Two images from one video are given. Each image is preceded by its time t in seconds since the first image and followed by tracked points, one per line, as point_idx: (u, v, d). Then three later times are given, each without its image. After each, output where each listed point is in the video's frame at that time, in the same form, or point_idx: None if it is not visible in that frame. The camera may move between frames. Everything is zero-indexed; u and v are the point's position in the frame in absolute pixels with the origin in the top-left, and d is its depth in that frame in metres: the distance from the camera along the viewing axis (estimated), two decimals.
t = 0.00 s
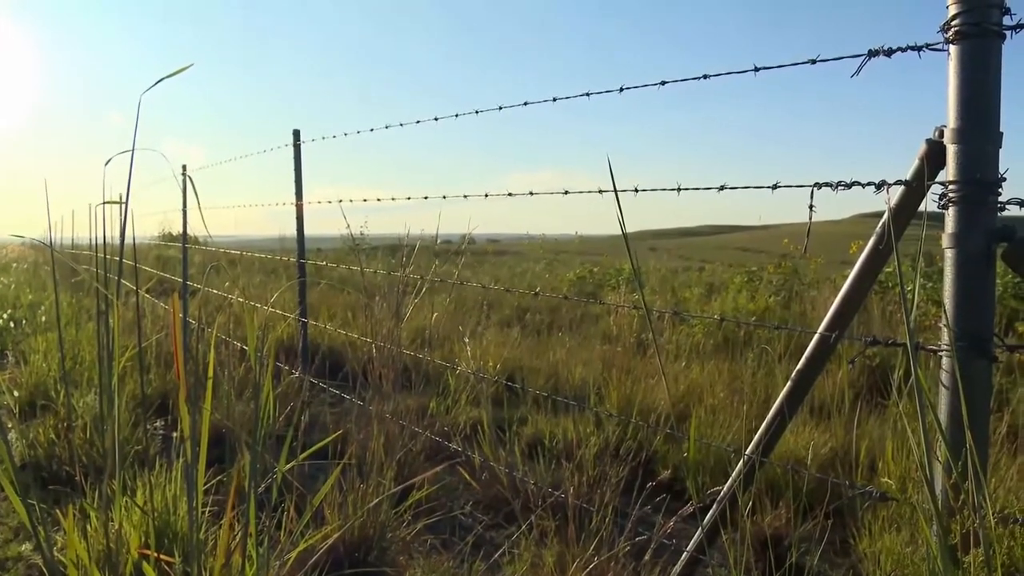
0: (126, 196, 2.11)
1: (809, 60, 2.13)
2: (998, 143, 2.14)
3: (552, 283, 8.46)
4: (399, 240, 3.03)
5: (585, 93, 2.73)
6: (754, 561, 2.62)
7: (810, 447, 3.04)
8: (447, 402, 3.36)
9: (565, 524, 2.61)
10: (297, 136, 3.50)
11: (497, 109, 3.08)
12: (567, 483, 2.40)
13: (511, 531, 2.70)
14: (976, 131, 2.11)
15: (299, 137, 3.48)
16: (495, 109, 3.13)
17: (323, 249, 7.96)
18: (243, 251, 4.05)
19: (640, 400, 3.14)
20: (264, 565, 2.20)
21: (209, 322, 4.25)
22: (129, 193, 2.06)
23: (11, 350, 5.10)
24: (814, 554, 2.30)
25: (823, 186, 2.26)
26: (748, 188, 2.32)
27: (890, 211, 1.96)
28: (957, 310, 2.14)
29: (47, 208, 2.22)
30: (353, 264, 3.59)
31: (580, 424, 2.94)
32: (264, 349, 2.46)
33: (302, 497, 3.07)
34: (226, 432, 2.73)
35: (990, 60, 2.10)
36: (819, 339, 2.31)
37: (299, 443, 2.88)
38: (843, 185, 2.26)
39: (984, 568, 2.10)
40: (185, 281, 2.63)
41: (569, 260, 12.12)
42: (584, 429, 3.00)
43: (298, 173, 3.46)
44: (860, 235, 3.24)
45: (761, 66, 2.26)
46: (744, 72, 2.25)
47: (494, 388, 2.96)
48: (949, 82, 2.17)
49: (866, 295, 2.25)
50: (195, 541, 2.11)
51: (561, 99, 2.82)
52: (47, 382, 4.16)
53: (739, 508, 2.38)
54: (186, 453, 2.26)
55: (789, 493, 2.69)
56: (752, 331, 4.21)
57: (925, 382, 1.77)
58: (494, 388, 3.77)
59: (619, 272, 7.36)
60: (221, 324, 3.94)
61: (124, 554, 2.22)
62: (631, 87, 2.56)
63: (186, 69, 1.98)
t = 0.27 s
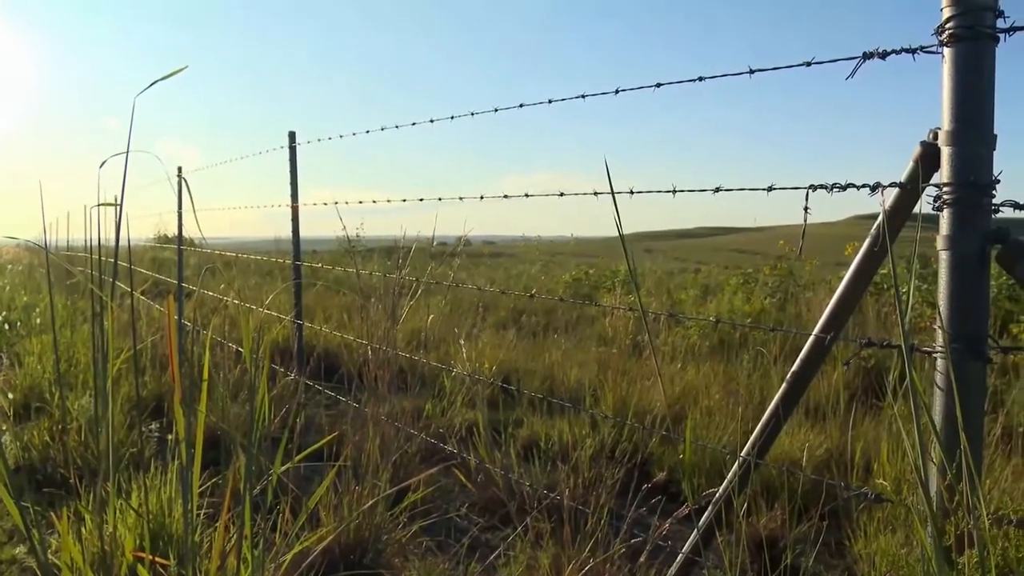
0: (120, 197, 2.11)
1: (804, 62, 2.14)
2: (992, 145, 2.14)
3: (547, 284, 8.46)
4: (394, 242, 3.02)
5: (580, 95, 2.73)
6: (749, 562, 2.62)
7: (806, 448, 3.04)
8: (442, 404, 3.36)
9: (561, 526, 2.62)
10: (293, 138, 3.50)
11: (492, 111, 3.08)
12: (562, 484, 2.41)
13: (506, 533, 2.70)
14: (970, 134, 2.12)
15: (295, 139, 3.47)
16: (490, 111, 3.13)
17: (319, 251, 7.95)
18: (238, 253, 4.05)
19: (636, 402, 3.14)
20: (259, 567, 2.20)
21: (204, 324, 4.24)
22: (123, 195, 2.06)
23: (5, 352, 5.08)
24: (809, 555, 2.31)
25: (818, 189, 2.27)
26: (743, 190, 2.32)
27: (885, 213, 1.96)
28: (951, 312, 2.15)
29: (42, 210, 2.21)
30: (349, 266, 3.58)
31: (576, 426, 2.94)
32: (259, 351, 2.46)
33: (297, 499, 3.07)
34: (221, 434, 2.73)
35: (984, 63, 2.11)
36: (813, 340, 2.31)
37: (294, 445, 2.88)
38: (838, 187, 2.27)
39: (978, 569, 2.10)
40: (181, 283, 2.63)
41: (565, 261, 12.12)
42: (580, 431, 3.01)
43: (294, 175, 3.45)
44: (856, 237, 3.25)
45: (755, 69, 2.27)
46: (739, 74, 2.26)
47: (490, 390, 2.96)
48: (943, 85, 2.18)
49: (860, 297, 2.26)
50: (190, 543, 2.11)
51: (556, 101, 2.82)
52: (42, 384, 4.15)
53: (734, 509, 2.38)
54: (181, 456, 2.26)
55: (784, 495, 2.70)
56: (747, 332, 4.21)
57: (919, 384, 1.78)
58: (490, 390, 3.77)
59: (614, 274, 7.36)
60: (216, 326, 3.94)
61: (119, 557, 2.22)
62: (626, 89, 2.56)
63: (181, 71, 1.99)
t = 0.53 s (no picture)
0: (115, 197, 2.10)
1: (799, 62, 2.14)
2: (986, 146, 2.15)
3: (543, 285, 8.45)
4: (390, 242, 3.02)
5: (576, 96, 2.74)
6: (745, 562, 2.63)
7: (801, 449, 3.05)
8: (438, 404, 3.35)
9: (557, 526, 2.62)
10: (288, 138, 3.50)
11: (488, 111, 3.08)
12: (558, 485, 2.41)
13: (502, 533, 2.69)
14: (964, 134, 2.12)
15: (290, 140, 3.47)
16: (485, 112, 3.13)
17: (315, 251, 7.93)
18: (234, 253, 4.04)
19: (632, 402, 3.14)
20: (255, 568, 2.19)
21: (199, 325, 4.23)
22: (118, 196, 2.05)
23: None
24: (804, 555, 2.31)
25: (813, 189, 2.27)
26: (739, 190, 2.32)
27: (880, 213, 1.96)
28: (946, 312, 2.15)
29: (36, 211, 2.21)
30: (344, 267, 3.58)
31: (571, 427, 2.94)
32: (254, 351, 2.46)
33: (293, 499, 3.06)
34: (216, 435, 2.72)
35: (978, 64, 2.12)
36: (809, 340, 2.31)
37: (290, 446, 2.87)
38: (834, 187, 2.28)
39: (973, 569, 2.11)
40: (176, 283, 2.62)
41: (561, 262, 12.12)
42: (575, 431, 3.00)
43: (289, 176, 3.45)
44: (851, 238, 3.25)
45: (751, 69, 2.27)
46: (735, 74, 2.26)
47: (486, 390, 2.96)
48: (937, 86, 2.18)
49: (855, 298, 2.26)
50: (184, 544, 2.11)
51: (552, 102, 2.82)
52: (37, 385, 4.13)
53: (729, 509, 2.38)
54: (176, 456, 2.25)
55: (779, 495, 2.70)
56: (743, 332, 4.21)
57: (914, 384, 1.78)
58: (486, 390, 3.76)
59: (610, 274, 7.36)
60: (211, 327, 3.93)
61: (114, 557, 2.21)
62: (622, 89, 2.56)
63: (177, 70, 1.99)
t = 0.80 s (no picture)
0: (108, 199, 2.10)
1: (793, 64, 2.15)
2: (978, 148, 2.15)
3: (537, 287, 8.45)
4: (383, 244, 3.02)
5: (570, 98, 2.74)
6: (738, 564, 2.63)
7: (795, 450, 3.05)
8: (432, 406, 3.35)
9: (550, 528, 2.62)
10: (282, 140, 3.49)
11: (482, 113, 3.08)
12: (551, 487, 2.41)
13: (496, 535, 2.69)
14: (957, 137, 2.13)
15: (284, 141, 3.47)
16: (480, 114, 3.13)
17: (309, 253, 7.90)
18: (227, 255, 4.03)
19: (625, 404, 3.14)
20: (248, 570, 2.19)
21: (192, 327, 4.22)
22: (111, 198, 2.05)
23: None
24: (798, 556, 2.31)
25: (807, 191, 2.28)
26: (732, 192, 2.33)
27: (873, 215, 1.97)
28: (938, 314, 2.16)
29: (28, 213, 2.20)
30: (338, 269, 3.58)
31: (565, 429, 2.94)
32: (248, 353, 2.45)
33: (286, 502, 3.06)
34: (210, 438, 2.72)
35: (971, 66, 2.12)
36: (802, 342, 2.32)
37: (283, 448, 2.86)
38: (826, 189, 2.28)
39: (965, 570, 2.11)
40: (169, 285, 2.61)
41: (555, 263, 12.12)
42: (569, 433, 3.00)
43: (283, 178, 3.44)
44: (844, 240, 3.26)
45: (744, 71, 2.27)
46: (729, 76, 2.27)
47: (480, 392, 2.95)
48: (930, 88, 2.19)
49: (848, 300, 2.26)
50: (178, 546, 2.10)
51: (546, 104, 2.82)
52: (29, 387, 4.12)
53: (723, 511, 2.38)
54: (169, 459, 2.25)
55: (773, 496, 2.70)
56: (737, 334, 4.22)
57: (906, 386, 1.79)
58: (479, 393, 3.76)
59: (604, 276, 7.36)
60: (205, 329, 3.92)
61: (107, 560, 2.20)
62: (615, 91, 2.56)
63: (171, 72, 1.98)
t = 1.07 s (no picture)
0: (101, 202, 2.09)
1: (785, 68, 2.15)
2: (971, 151, 2.16)
3: (531, 289, 8.46)
4: (377, 246, 3.02)
5: (564, 101, 2.74)
6: (732, 566, 2.63)
7: (789, 452, 3.05)
8: (426, 409, 3.35)
9: (544, 531, 2.62)
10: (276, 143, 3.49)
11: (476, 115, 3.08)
12: (546, 489, 2.41)
13: (490, 538, 2.69)
14: (949, 140, 2.14)
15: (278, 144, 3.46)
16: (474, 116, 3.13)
17: (302, 256, 7.89)
18: (221, 258, 4.03)
19: (619, 406, 3.14)
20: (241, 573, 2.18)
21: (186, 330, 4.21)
22: (103, 200, 2.04)
23: None
24: (791, 559, 2.31)
25: (800, 195, 2.28)
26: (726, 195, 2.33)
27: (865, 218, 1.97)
28: (931, 316, 2.16)
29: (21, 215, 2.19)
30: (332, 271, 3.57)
31: (559, 431, 2.94)
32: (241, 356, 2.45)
33: (280, 505, 3.05)
34: (203, 441, 2.71)
35: (962, 70, 2.13)
36: (796, 345, 2.32)
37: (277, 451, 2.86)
38: (820, 192, 2.29)
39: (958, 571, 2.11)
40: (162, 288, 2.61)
41: (550, 266, 12.12)
42: (563, 436, 3.00)
43: (277, 181, 3.44)
44: (837, 242, 3.26)
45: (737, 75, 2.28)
46: (722, 80, 2.27)
47: (474, 395, 2.95)
48: (922, 91, 2.19)
49: (841, 302, 2.27)
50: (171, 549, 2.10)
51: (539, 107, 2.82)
52: (22, 391, 4.10)
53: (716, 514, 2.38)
54: (162, 462, 2.24)
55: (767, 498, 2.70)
56: (731, 337, 4.22)
57: (899, 389, 1.80)
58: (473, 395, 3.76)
59: (598, 279, 7.37)
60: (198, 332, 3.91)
61: (99, 563, 2.20)
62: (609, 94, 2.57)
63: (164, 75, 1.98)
